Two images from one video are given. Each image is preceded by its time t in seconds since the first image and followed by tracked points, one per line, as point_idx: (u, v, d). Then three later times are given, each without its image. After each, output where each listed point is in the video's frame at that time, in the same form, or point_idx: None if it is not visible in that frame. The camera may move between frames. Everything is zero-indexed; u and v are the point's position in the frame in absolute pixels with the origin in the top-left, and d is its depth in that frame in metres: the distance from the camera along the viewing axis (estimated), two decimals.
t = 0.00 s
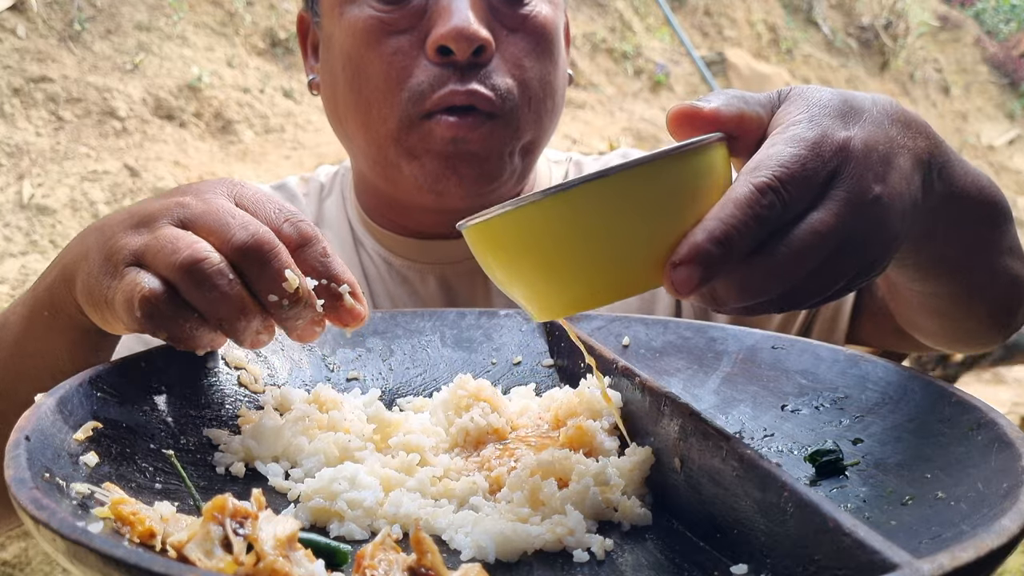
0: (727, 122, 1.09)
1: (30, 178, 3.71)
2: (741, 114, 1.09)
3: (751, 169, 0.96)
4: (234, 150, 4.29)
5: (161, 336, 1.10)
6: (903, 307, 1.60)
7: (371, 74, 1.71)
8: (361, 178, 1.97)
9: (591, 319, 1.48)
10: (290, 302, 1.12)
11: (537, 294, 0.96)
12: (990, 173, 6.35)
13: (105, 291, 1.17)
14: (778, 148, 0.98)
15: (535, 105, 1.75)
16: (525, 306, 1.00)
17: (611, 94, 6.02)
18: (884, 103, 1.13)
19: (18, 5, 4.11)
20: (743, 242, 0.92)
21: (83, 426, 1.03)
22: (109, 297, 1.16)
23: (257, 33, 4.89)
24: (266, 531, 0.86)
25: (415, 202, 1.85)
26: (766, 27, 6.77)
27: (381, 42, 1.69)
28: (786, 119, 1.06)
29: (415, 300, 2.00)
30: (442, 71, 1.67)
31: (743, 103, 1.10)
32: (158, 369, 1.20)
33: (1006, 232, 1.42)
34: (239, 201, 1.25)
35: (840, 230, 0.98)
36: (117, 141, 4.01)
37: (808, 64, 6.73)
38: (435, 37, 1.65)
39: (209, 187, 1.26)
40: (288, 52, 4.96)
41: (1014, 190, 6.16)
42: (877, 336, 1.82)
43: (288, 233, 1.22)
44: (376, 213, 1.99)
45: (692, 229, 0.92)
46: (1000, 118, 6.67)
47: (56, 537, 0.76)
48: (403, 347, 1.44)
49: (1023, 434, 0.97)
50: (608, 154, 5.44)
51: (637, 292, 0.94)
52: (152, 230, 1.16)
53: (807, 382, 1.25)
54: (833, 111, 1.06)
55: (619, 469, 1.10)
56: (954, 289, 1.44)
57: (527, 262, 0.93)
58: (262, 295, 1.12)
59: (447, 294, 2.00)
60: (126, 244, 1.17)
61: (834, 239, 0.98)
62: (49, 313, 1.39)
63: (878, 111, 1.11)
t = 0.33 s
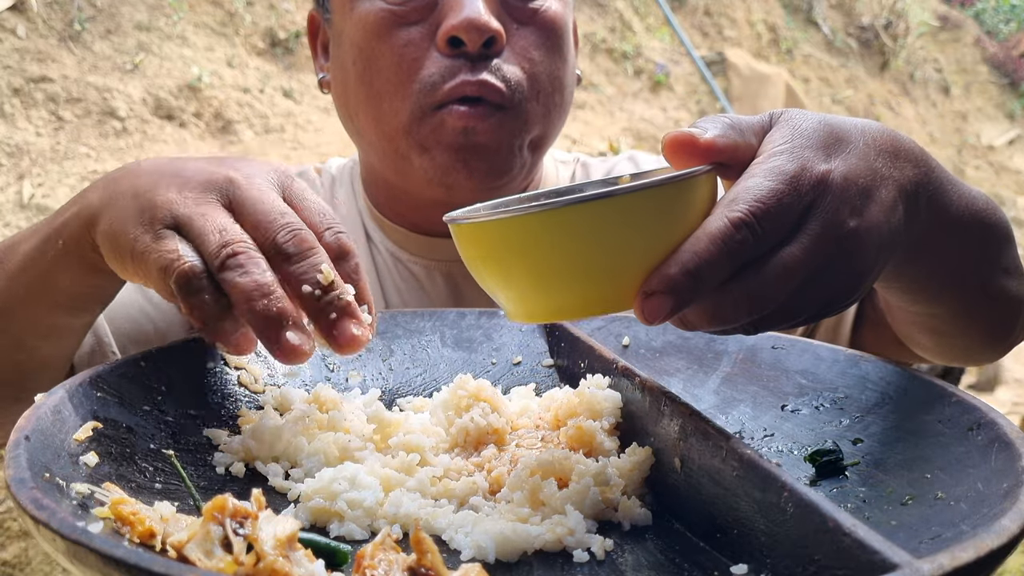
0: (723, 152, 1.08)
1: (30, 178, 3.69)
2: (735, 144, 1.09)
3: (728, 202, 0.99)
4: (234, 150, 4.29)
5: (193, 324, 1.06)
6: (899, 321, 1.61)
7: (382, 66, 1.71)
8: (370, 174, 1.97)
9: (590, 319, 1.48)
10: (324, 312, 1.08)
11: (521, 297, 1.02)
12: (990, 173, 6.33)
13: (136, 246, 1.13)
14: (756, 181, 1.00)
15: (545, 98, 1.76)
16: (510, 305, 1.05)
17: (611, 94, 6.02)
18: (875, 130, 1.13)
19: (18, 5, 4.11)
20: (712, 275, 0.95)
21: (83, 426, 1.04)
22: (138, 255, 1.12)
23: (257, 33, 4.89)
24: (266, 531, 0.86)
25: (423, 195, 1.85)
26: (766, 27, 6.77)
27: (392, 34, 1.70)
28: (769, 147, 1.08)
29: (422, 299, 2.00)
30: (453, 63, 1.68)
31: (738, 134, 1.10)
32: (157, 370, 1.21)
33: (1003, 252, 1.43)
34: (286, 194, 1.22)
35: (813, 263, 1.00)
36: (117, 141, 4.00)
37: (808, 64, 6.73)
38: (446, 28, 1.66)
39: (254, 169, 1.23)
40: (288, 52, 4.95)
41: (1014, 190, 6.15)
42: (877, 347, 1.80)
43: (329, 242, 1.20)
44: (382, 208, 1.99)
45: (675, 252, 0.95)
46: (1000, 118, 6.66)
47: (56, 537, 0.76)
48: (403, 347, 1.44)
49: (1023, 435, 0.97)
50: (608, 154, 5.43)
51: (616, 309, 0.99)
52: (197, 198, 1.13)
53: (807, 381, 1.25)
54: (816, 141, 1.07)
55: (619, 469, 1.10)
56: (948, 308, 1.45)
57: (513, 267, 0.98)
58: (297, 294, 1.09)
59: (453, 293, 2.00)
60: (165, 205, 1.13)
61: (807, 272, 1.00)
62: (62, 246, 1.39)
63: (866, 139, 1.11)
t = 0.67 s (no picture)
0: (717, 158, 1.08)
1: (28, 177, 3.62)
2: (734, 151, 1.09)
3: (728, 210, 0.99)
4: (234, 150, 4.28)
5: (176, 154, 0.99)
6: (900, 328, 1.62)
7: (391, 64, 1.71)
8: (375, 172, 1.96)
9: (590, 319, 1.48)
10: (305, 144, 0.99)
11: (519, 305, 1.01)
12: (991, 173, 6.31)
13: (137, 88, 1.07)
14: (756, 189, 1.01)
15: (552, 100, 1.77)
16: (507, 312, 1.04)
17: (611, 94, 6.01)
18: (874, 139, 1.14)
19: (18, 5, 4.13)
20: (712, 283, 0.95)
21: (83, 426, 1.04)
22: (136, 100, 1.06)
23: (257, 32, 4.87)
24: (266, 531, 0.86)
25: (428, 195, 1.86)
26: (766, 27, 6.77)
27: (401, 33, 1.70)
28: (769, 156, 1.09)
29: (428, 296, 1.95)
30: (461, 62, 1.68)
31: (736, 141, 1.10)
32: (156, 369, 1.21)
33: (1004, 262, 1.43)
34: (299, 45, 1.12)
35: (813, 271, 1.01)
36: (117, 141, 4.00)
37: (808, 64, 6.74)
38: (455, 28, 1.67)
39: (271, 25, 1.14)
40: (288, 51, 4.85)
41: (1015, 190, 6.13)
42: (878, 350, 1.82)
43: (337, 98, 1.08)
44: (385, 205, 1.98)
45: (673, 261, 0.95)
46: (1000, 117, 6.60)
47: (56, 537, 0.76)
48: (402, 347, 1.44)
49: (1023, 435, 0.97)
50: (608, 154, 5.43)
51: (613, 317, 0.99)
52: (200, 43, 1.05)
53: (807, 382, 1.25)
54: (816, 150, 1.08)
55: (619, 469, 1.10)
56: (948, 316, 1.46)
57: (510, 276, 0.97)
58: (279, 127, 0.99)
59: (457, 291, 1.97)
60: (169, 48, 1.06)
61: (807, 280, 1.01)
62: (71, 98, 1.30)
63: (866, 149, 1.13)
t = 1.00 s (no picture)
0: (707, 163, 1.07)
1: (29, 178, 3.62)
2: (721, 154, 1.09)
3: (718, 214, 0.99)
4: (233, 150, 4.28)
5: (358, 140, 0.93)
6: (898, 332, 1.63)
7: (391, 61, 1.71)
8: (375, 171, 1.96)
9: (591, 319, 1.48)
10: (498, 143, 0.98)
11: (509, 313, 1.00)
12: (991, 173, 6.31)
13: (306, 59, 1.00)
14: (747, 193, 1.01)
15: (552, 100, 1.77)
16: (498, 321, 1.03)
17: (611, 94, 6.01)
18: (866, 143, 1.15)
19: (18, 5, 4.10)
20: (702, 287, 0.95)
21: (83, 426, 1.04)
22: (307, 69, 1.00)
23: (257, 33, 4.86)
24: (266, 531, 0.86)
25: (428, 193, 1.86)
26: (766, 27, 6.77)
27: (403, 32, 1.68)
28: (760, 161, 1.09)
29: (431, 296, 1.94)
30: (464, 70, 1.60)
31: (723, 144, 1.10)
32: (156, 369, 1.21)
33: (1002, 270, 1.44)
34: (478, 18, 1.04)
35: (805, 274, 1.01)
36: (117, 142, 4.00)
37: (808, 64, 6.74)
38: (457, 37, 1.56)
39: None
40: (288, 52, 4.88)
41: (1015, 190, 6.14)
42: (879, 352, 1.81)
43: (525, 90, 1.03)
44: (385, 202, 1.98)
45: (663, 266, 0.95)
46: (999, 118, 6.61)
47: (56, 537, 0.76)
48: (403, 347, 1.44)
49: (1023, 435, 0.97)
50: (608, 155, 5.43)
51: (602, 323, 0.98)
52: (385, 15, 0.98)
53: (807, 382, 1.25)
54: (807, 155, 1.09)
55: (619, 469, 1.10)
56: (945, 322, 1.46)
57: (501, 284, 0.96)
58: (472, 121, 0.96)
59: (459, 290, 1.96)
60: (347, 17, 0.99)
61: (799, 284, 1.00)
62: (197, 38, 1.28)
63: (858, 153, 1.13)
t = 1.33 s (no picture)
0: (722, 168, 1.07)
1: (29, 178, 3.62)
2: (735, 158, 1.08)
3: (736, 218, 0.99)
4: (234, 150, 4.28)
5: (466, 155, 0.91)
6: (906, 337, 1.62)
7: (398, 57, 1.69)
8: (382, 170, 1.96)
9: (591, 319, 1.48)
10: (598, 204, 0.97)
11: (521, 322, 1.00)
12: (991, 173, 6.32)
13: (433, 69, 1.00)
14: (763, 197, 1.01)
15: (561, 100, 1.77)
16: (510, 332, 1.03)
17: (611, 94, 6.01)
18: (876, 148, 1.16)
19: (18, 5, 4.10)
20: (721, 292, 0.94)
21: (83, 426, 1.04)
22: (431, 78, 1.00)
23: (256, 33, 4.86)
24: (266, 531, 0.86)
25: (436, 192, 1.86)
26: (766, 27, 6.76)
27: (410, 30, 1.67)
28: (775, 165, 1.09)
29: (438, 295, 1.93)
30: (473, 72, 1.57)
31: (736, 148, 1.09)
32: (156, 369, 1.21)
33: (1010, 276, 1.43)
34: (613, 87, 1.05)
35: (825, 276, 1.00)
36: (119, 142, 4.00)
37: (808, 64, 6.73)
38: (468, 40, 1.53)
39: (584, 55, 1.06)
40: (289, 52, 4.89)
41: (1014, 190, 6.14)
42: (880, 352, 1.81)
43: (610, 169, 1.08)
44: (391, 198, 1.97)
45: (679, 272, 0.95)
46: (999, 118, 6.64)
47: (56, 537, 0.76)
48: (403, 347, 1.44)
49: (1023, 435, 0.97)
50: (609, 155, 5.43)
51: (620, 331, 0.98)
52: (521, 51, 0.98)
53: (807, 381, 1.25)
54: (821, 158, 1.09)
55: (619, 469, 1.10)
56: (953, 326, 1.46)
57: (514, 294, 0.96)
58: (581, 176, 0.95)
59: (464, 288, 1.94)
60: (485, 42, 0.99)
61: (819, 287, 1.00)
62: (319, 22, 1.26)
63: (870, 157, 1.14)
